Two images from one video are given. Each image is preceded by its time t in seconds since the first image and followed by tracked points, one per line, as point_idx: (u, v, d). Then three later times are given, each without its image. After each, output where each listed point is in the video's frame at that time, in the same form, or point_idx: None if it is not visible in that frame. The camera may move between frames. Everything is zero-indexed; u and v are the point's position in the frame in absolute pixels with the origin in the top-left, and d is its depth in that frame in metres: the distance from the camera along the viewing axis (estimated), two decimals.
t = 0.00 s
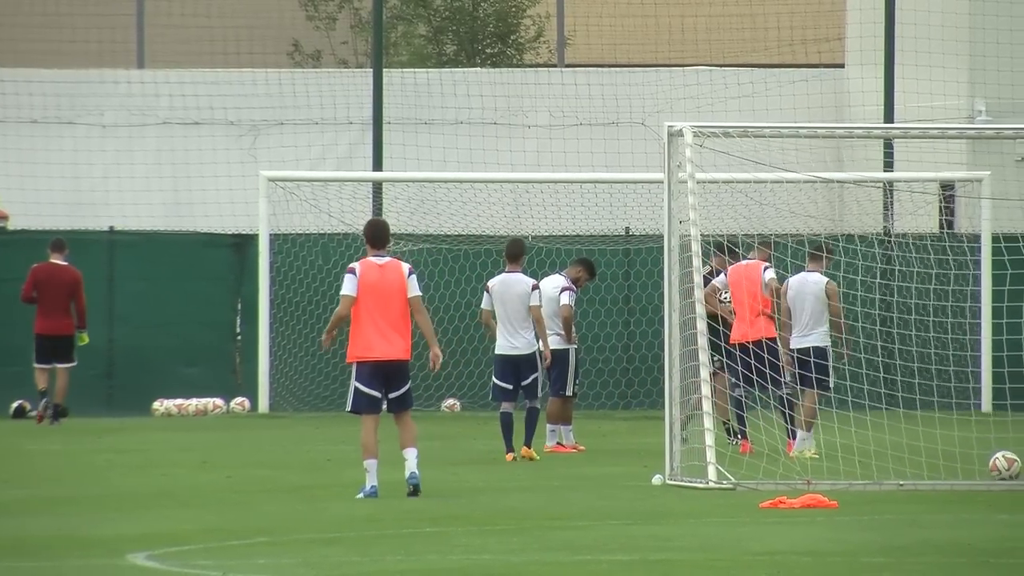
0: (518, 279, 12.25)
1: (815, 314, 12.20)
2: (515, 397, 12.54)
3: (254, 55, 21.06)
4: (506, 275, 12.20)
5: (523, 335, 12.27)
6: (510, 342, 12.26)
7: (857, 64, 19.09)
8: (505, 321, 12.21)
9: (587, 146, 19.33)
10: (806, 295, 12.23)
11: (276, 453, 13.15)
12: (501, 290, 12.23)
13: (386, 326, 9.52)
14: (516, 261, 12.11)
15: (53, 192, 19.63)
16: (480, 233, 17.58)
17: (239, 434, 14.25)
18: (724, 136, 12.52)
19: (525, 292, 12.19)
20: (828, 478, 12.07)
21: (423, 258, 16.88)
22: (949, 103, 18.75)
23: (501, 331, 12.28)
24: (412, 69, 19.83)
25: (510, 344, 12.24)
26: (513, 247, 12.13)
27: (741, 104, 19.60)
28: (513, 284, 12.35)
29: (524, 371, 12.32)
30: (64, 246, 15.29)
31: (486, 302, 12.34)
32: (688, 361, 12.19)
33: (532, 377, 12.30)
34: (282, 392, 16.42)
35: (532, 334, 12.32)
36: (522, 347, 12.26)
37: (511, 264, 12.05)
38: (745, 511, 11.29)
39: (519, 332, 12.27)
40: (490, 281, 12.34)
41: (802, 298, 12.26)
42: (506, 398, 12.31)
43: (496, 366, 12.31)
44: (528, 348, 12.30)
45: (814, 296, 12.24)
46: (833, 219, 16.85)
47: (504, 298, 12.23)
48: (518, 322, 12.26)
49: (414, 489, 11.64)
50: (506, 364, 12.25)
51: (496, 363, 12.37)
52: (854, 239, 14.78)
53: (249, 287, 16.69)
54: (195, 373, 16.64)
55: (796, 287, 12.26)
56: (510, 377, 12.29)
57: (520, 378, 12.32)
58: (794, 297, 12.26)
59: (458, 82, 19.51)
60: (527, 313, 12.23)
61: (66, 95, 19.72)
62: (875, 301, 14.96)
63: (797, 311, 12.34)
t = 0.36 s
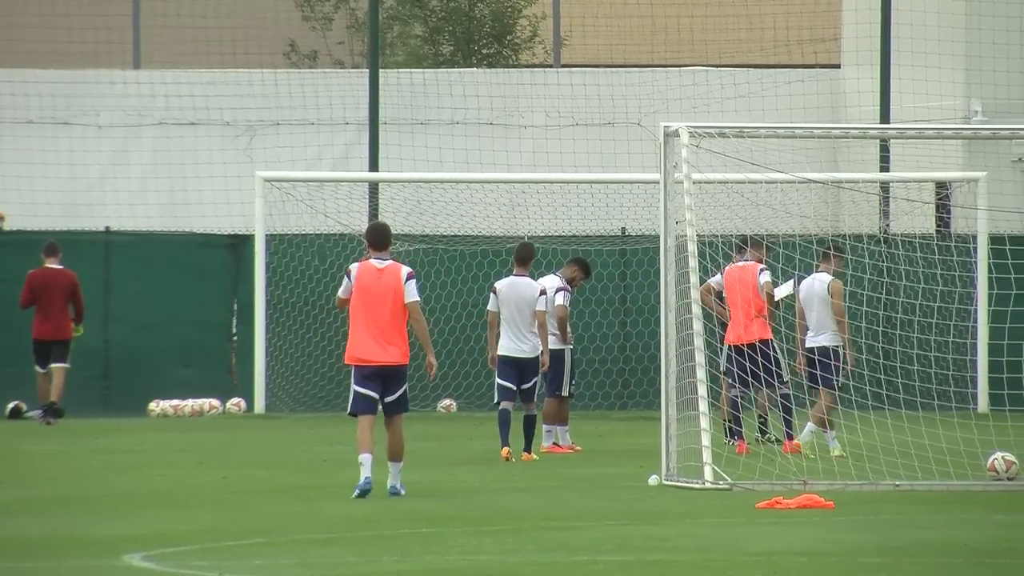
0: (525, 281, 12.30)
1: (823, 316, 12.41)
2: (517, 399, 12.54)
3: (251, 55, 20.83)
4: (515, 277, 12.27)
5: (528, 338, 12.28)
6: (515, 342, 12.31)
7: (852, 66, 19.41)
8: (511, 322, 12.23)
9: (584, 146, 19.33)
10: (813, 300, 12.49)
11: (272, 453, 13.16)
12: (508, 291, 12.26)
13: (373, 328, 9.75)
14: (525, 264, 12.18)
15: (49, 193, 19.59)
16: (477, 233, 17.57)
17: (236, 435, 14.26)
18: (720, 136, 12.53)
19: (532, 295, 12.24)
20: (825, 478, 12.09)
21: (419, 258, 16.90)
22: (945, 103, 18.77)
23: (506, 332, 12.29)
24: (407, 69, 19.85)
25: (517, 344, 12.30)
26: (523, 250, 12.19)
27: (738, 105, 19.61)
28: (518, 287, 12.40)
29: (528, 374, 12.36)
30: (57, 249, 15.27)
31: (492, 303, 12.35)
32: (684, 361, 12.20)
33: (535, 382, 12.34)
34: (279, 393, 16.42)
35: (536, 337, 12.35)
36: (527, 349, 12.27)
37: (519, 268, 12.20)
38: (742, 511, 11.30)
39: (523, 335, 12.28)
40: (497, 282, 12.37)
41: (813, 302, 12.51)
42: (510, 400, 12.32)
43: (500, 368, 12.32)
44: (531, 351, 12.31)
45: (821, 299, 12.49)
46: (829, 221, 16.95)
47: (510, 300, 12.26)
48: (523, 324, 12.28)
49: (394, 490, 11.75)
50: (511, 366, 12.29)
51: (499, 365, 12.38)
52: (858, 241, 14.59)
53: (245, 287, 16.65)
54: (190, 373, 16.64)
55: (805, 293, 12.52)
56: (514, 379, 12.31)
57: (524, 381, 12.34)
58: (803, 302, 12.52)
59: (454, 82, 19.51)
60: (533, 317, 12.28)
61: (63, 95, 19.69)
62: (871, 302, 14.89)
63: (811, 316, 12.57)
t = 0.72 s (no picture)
0: (524, 279, 12.60)
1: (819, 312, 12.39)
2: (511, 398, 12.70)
3: (237, 55, 20.79)
4: (514, 274, 12.59)
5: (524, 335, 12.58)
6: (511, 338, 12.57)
7: (838, 66, 19.34)
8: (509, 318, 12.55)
9: (571, 147, 19.24)
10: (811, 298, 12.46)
11: (259, 453, 13.16)
12: (507, 287, 12.59)
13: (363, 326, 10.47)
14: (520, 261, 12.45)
15: (36, 194, 19.61)
16: (465, 233, 17.60)
17: (224, 434, 14.27)
18: (707, 136, 12.52)
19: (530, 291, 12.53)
20: (811, 478, 12.11)
21: (406, 259, 16.83)
22: (933, 103, 18.68)
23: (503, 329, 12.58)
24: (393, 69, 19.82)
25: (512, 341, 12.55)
26: (518, 249, 12.47)
27: (724, 105, 19.58)
28: (518, 285, 12.68)
29: (519, 372, 12.58)
30: (43, 247, 15.28)
31: (491, 299, 12.65)
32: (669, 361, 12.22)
33: (525, 380, 12.53)
34: (266, 393, 16.42)
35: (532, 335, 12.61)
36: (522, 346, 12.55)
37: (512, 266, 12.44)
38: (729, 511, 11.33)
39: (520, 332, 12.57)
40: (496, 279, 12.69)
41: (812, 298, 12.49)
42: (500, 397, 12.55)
43: (492, 364, 12.59)
44: (527, 348, 12.59)
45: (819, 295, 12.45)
46: (816, 221, 17.05)
47: (509, 296, 12.59)
48: (521, 322, 12.58)
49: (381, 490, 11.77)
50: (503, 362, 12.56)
51: (492, 362, 12.63)
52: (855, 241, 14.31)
53: (232, 287, 16.64)
54: (177, 373, 16.64)
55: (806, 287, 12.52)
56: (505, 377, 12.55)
57: (512, 380, 12.58)
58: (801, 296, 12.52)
59: (440, 82, 19.51)
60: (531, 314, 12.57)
61: (49, 95, 19.69)
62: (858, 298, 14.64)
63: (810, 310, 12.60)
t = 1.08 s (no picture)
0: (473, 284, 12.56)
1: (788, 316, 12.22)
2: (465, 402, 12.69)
3: (181, 56, 20.91)
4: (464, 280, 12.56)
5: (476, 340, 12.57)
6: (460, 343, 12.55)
7: (783, 68, 19.31)
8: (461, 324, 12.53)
9: (516, 149, 19.43)
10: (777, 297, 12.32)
11: (206, 457, 13.11)
12: (457, 293, 12.55)
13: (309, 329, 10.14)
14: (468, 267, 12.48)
15: None
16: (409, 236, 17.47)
17: (178, 438, 14.23)
18: (652, 138, 12.51)
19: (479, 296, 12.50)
20: (755, 480, 12.17)
21: (351, 260, 16.57)
22: (875, 106, 18.84)
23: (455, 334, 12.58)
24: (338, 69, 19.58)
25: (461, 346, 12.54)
26: (467, 254, 12.46)
27: (668, 106, 19.39)
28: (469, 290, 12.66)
29: (470, 376, 12.55)
30: None
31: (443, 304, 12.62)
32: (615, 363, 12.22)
33: (476, 384, 12.55)
34: (211, 395, 16.36)
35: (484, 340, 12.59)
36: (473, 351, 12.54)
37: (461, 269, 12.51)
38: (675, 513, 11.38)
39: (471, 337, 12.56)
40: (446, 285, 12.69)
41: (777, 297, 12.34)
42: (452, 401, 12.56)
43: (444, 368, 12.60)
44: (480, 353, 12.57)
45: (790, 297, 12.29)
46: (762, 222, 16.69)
47: (459, 302, 12.55)
48: (472, 327, 12.56)
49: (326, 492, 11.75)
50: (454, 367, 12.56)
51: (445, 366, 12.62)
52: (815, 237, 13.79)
53: (176, 288, 16.63)
54: (120, 375, 16.62)
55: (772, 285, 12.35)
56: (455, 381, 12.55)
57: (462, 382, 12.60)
58: (763, 296, 12.34)
59: (385, 84, 19.55)
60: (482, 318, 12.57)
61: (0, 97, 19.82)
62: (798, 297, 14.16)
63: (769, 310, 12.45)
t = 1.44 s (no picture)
0: (393, 281, 12.57)
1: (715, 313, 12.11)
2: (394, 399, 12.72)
3: (92, 55, 20.46)
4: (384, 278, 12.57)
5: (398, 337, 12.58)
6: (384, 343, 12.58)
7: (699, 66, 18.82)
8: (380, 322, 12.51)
9: (430, 148, 19.58)
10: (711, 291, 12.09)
11: (122, 458, 13.02)
12: (376, 291, 12.54)
13: (214, 328, 9.98)
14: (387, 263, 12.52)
15: None
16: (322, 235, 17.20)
17: (104, 438, 14.16)
18: (567, 138, 12.53)
19: (398, 293, 12.49)
20: (671, 479, 12.17)
21: (265, 261, 16.39)
22: (789, 105, 18.68)
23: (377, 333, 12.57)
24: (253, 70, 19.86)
25: (384, 345, 12.56)
26: (392, 249, 12.52)
27: (584, 106, 19.33)
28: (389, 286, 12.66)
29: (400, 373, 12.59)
30: None
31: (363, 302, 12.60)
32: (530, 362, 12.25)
33: (406, 379, 12.60)
34: (124, 395, 16.28)
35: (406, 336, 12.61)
36: (397, 348, 12.56)
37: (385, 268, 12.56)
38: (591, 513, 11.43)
39: (394, 334, 12.56)
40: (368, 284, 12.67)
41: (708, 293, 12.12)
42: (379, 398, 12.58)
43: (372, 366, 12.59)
44: (403, 350, 12.60)
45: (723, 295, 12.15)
46: (674, 222, 16.32)
47: (379, 299, 12.53)
48: (393, 324, 12.57)
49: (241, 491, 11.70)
50: (380, 366, 12.60)
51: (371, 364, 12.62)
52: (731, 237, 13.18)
53: (90, 287, 16.54)
54: (33, 375, 16.54)
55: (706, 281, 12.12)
56: (385, 378, 12.59)
57: (395, 380, 12.61)
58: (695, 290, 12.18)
59: (300, 83, 19.61)
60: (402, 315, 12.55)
61: None
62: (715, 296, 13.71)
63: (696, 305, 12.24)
